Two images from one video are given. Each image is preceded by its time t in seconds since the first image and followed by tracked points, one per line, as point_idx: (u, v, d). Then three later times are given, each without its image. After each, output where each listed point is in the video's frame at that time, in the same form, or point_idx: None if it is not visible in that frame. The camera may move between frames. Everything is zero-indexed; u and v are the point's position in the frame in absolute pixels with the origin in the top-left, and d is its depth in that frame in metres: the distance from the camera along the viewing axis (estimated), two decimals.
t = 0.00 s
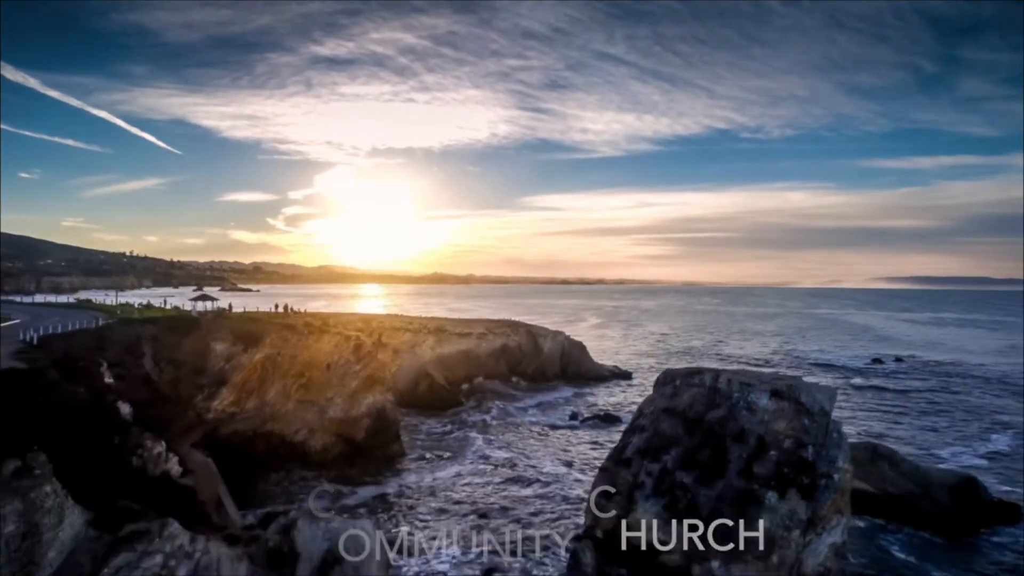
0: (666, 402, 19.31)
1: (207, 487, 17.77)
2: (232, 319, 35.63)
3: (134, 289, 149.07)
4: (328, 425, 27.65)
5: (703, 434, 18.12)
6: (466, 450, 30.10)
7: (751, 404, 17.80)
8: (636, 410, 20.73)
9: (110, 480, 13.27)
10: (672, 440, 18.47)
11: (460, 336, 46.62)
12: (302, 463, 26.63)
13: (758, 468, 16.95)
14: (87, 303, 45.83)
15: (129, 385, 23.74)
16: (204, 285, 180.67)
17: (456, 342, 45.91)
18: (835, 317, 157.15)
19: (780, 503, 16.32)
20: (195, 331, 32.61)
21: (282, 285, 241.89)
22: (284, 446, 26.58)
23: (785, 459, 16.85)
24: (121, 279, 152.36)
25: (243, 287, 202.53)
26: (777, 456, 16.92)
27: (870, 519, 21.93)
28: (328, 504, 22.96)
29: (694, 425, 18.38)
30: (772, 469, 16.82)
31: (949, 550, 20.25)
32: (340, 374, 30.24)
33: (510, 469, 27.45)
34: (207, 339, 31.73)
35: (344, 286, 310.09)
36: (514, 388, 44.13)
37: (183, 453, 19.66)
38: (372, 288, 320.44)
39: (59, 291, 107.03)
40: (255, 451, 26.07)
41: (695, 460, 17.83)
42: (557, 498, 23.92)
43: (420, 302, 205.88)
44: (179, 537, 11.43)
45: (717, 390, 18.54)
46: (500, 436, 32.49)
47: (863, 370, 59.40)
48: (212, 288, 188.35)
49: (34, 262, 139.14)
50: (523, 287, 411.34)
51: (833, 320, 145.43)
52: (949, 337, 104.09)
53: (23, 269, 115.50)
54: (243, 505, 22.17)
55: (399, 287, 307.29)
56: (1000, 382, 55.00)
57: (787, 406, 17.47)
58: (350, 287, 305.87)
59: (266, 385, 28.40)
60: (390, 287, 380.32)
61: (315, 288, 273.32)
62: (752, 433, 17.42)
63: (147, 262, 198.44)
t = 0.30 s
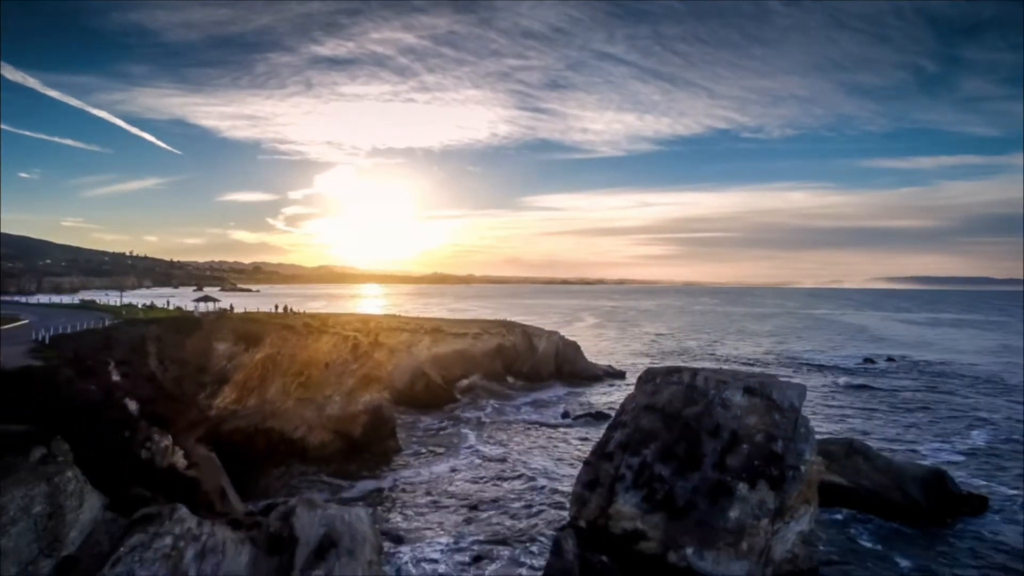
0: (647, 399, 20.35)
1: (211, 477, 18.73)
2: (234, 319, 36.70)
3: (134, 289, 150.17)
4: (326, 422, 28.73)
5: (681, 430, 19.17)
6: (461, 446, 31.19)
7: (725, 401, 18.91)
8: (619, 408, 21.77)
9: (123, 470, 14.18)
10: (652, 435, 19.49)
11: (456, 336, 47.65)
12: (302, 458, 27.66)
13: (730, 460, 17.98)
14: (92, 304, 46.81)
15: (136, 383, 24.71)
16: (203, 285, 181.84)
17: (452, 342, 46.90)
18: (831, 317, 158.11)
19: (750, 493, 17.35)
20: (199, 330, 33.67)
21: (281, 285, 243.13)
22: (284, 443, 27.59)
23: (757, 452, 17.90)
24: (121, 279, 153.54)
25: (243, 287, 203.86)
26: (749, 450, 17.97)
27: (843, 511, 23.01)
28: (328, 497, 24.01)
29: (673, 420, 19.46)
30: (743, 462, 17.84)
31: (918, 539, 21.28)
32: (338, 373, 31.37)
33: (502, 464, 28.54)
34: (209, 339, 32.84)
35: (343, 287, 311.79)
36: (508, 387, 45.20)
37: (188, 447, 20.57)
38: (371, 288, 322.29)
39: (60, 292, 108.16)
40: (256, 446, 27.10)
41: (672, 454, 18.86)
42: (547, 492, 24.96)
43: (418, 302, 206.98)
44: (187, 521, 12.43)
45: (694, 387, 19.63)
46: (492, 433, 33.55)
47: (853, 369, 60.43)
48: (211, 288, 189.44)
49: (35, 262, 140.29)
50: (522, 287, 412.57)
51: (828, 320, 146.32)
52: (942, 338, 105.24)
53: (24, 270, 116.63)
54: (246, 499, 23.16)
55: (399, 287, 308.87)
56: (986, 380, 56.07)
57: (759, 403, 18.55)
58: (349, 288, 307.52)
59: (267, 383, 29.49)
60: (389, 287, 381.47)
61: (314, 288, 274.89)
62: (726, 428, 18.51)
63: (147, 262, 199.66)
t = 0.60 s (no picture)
0: (628, 396, 21.41)
1: (216, 470, 19.82)
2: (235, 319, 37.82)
3: (134, 289, 151.16)
4: (326, 419, 29.42)
5: (660, 424, 20.25)
6: (456, 442, 32.29)
7: (701, 398, 20.00)
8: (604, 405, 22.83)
9: (132, 460, 15.19)
10: (633, 430, 20.55)
11: (452, 335, 48.71)
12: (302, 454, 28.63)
13: (706, 453, 19.02)
14: (96, 304, 47.79)
15: (141, 381, 25.72)
16: (203, 285, 182.88)
17: (448, 341, 47.96)
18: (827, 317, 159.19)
19: (723, 484, 18.39)
20: (201, 330, 34.79)
21: (281, 285, 244.36)
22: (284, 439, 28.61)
23: (730, 445, 18.95)
24: (121, 279, 154.57)
25: (243, 287, 204.92)
26: (723, 443, 19.03)
27: (819, 503, 24.11)
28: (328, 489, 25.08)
29: (653, 416, 20.53)
30: (718, 454, 18.89)
31: (888, 529, 22.39)
32: (337, 372, 32.50)
33: (495, 459, 29.64)
34: (212, 339, 34.03)
35: (343, 287, 312.94)
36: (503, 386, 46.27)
37: (192, 441, 21.53)
38: (371, 287, 323.44)
39: (60, 292, 109.18)
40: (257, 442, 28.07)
41: (651, 447, 19.91)
42: (536, 485, 26.06)
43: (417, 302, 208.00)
44: (194, 507, 13.51)
45: (673, 384, 20.73)
46: (486, 430, 34.63)
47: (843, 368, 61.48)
48: (211, 288, 190.51)
49: (36, 262, 141.33)
50: (521, 287, 413.32)
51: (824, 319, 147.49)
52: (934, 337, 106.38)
53: (26, 270, 117.54)
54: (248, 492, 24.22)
55: (399, 287, 310.14)
56: (972, 379, 57.22)
57: (734, 399, 19.65)
58: (348, 287, 308.80)
59: (267, 382, 30.55)
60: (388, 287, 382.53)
61: (314, 288, 276.23)
62: (702, 423, 19.59)
63: (148, 262, 200.69)
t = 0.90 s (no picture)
0: (612, 393, 22.50)
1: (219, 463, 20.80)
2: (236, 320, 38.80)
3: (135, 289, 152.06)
4: (324, 416, 30.62)
5: (641, 420, 21.31)
6: (451, 438, 33.38)
7: (681, 394, 21.07)
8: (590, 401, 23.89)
9: (142, 451, 16.25)
10: (616, 426, 21.62)
11: (449, 335, 49.66)
12: (302, 449, 29.74)
13: (684, 447, 20.07)
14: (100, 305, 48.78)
15: (147, 379, 26.77)
16: (204, 285, 183.82)
17: (445, 341, 48.96)
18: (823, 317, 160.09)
19: (699, 476, 19.43)
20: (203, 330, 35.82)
21: (281, 285, 245.51)
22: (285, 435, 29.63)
23: (707, 440, 19.99)
24: (122, 279, 155.55)
25: (243, 287, 205.92)
26: (700, 438, 20.05)
27: (797, 496, 25.19)
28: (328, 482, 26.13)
29: (635, 412, 21.60)
30: (695, 448, 19.94)
31: (861, 520, 23.52)
32: (335, 370, 33.57)
33: (488, 454, 30.71)
34: (214, 338, 34.92)
35: (342, 287, 314.02)
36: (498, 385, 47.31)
37: (197, 435, 22.60)
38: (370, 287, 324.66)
39: (62, 292, 110.12)
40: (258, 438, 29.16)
41: (633, 442, 20.97)
42: (527, 479, 27.06)
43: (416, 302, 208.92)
44: (200, 494, 14.55)
45: (654, 382, 21.81)
46: (480, 427, 35.71)
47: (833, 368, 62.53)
48: (212, 288, 191.52)
49: (38, 262, 142.31)
50: (521, 288, 414.69)
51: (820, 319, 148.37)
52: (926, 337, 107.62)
53: (27, 270, 118.37)
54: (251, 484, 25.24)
55: (398, 287, 311.30)
56: (959, 378, 58.42)
57: (711, 396, 20.71)
58: (348, 287, 309.90)
59: (268, 380, 31.57)
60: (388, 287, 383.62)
61: (313, 288, 277.16)
62: (681, 418, 20.64)
63: (148, 262, 201.65)
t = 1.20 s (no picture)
0: (596, 390, 23.74)
1: (224, 457, 21.93)
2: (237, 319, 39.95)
3: (134, 289, 153.02)
4: (323, 412, 32.15)
5: (622, 415, 22.56)
6: (444, 435, 34.63)
7: (659, 392, 22.33)
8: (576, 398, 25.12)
9: (150, 444, 17.42)
10: (597, 421, 22.86)
11: (445, 335, 50.67)
12: (302, 445, 31.05)
13: (661, 440, 21.30)
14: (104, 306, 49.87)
15: (152, 377, 27.87)
16: (204, 286, 184.81)
17: (441, 340, 50.03)
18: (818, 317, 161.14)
19: (674, 468, 20.63)
20: (206, 328, 36.93)
21: (280, 285, 246.52)
22: (285, 432, 30.85)
23: (683, 434, 21.21)
24: (123, 279, 156.63)
25: (242, 287, 206.97)
26: (676, 432, 21.29)
27: (773, 489, 26.41)
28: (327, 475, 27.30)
29: (616, 407, 22.88)
30: (671, 442, 21.15)
31: (832, 511, 24.80)
32: (334, 368, 34.93)
33: (481, 449, 31.94)
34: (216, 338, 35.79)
35: (341, 287, 315.80)
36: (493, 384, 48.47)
37: (203, 430, 23.75)
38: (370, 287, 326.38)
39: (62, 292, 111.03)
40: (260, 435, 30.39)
41: (614, 436, 22.20)
42: (516, 473, 28.25)
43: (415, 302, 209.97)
44: (207, 482, 15.73)
45: (635, 380, 23.11)
46: (474, 424, 36.91)
47: (822, 367, 63.82)
48: (212, 288, 192.55)
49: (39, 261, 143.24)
50: (520, 288, 416.12)
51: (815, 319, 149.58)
52: (918, 336, 108.95)
53: (30, 270, 119.21)
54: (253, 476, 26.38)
55: (398, 287, 312.89)
56: (944, 377, 59.78)
57: (687, 392, 21.98)
58: (347, 287, 311.02)
59: (268, 378, 32.72)
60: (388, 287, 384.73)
61: (313, 288, 278.32)
62: (659, 414, 21.89)
63: (148, 262, 202.74)
